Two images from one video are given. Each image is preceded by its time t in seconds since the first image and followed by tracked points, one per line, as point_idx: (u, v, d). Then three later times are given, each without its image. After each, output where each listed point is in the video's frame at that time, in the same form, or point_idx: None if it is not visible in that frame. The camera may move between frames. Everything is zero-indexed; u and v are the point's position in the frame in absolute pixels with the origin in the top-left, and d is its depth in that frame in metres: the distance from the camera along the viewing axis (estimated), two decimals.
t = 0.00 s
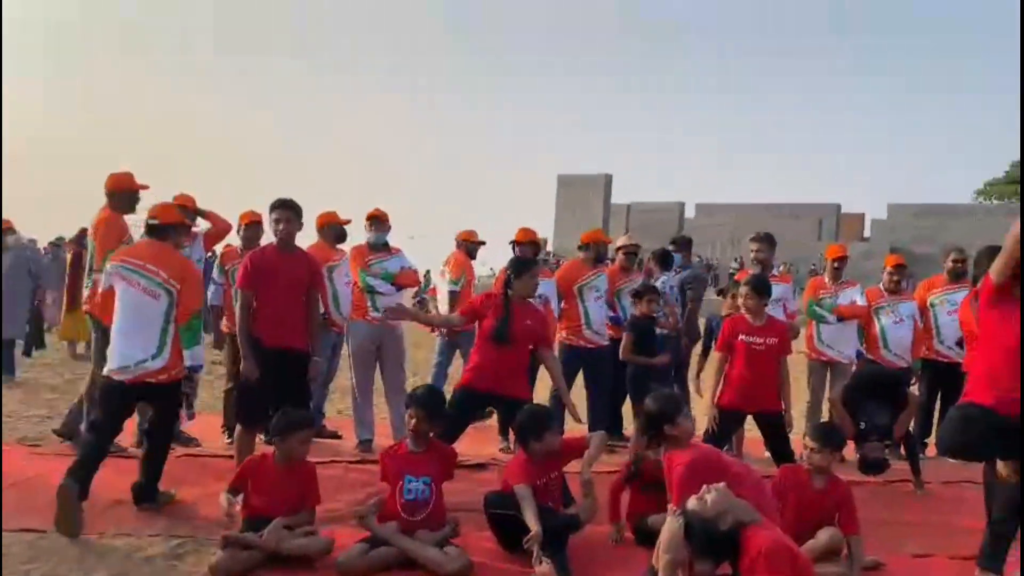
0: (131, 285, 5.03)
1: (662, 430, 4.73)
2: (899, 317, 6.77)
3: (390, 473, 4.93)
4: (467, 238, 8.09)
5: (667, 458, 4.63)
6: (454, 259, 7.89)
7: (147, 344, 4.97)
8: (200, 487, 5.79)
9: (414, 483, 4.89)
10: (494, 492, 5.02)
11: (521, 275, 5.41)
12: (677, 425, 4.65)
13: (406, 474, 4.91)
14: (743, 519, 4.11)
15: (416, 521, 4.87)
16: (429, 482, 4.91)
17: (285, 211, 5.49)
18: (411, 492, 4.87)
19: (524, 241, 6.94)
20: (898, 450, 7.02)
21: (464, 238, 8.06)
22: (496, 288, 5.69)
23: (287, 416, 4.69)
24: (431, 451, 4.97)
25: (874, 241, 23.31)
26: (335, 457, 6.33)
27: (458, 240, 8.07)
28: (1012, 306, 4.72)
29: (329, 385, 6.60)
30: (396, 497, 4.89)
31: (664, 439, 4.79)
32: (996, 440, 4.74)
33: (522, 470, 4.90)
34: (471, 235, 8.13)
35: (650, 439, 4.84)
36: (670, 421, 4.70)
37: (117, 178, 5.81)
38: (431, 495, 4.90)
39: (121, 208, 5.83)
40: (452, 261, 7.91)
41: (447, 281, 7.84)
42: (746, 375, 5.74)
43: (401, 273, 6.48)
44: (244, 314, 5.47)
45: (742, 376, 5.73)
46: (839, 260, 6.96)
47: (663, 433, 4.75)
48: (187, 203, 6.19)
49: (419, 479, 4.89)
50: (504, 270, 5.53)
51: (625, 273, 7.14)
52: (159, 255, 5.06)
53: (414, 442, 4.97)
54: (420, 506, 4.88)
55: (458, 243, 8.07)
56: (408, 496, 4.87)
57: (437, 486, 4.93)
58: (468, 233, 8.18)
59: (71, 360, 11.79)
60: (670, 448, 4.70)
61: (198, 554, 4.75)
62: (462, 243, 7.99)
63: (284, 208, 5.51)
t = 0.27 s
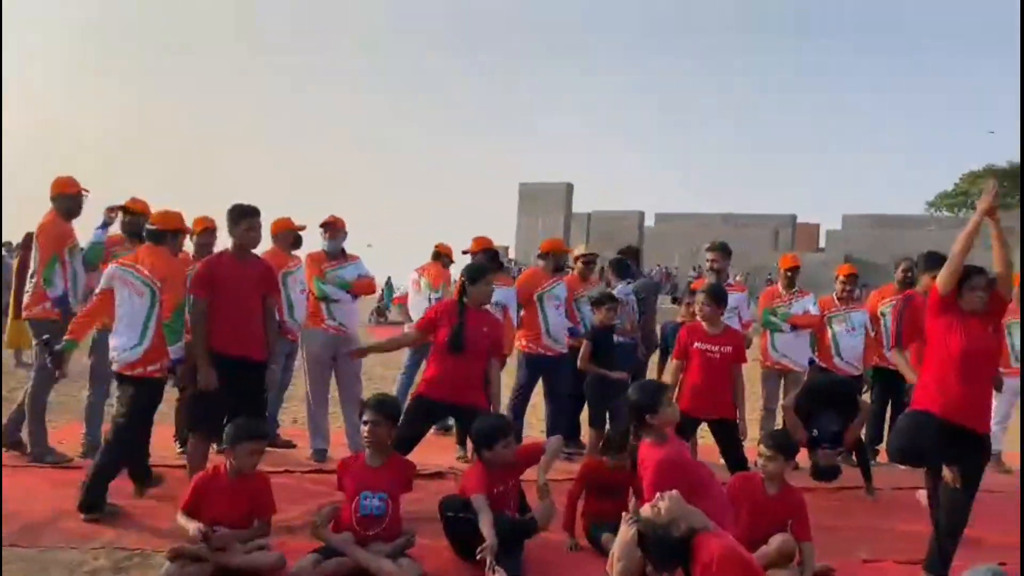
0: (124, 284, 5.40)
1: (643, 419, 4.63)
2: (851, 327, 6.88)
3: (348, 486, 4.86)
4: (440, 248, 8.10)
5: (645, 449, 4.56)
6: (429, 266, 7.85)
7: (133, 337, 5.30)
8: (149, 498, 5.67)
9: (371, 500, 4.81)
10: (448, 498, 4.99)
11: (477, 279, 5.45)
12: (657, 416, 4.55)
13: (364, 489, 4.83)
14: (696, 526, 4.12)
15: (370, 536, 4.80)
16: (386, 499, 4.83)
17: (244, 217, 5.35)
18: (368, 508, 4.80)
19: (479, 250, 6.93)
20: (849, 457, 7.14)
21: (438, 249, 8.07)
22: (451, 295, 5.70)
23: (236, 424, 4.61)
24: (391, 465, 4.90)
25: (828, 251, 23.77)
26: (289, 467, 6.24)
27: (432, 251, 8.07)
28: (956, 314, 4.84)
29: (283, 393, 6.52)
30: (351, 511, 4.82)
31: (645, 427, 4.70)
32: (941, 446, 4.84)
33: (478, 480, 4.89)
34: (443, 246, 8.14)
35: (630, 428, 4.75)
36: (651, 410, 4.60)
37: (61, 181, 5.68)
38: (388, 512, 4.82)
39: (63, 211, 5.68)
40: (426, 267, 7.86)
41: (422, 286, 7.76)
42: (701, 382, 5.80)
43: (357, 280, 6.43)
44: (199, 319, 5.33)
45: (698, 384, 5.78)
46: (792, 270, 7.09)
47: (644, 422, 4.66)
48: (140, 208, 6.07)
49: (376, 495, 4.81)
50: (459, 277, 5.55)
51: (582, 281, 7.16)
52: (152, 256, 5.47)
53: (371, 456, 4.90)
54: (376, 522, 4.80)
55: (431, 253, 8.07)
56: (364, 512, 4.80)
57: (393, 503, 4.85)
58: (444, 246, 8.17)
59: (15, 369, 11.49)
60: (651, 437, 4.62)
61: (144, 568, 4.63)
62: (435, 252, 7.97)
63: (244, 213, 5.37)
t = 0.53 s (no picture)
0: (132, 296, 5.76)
1: (626, 406, 4.68)
2: (800, 331, 7.04)
3: (302, 496, 4.79)
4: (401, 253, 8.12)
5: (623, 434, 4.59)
6: (393, 268, 7.84)
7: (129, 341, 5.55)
8: (95, 507, 5.53)
9: (325, 511, 4.74)
10: (405, 499, 4.91)
11: (424, 284, 5.44)
12: (641, 403, 4.62)
13: (318, 501, 4.76)
14: (648, 529, 4.17)
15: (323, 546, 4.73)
16: (340, 510, 4.77)
17: (201, 223, 5.22)
18: (321, 519, 4.74)
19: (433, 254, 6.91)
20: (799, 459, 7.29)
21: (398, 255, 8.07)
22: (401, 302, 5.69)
23: (182, 433, 4.55)
24: (349, 477, 4.81)
25: (781, 257, 24.22)
26: (240, 474, 6.16)
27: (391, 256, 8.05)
28: (899, 319, 4.99)
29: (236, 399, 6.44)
30: (305, 523, 4.74)
31: (628, 415, 4.74)
32: (886, 447, 4.96)
33: (434, 486, 4.89)
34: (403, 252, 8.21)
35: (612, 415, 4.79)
36: (635, 397, 4.66)
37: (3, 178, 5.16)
38: (342, 523, 4.77)
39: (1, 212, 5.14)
40: (390, 271, 7.84)
41: (392, 285, 7.69)
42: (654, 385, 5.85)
43: (311, 285, 6.37)
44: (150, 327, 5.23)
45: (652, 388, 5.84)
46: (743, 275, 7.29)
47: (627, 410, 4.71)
48: (93, 210, 5.96)
49: (330, 507, 4.75)
50: (407, 282, 5.53)
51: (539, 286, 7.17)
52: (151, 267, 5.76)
53: (328, 465, 4.82)
54: (330, 533, 4.74)
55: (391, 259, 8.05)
56: (318, 523, 4.73)
57: (349, 514, 4.79)
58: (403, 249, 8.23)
59: None
60: (633, 423, 4.65)
61: None
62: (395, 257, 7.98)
63: (202, 218, 5.23)
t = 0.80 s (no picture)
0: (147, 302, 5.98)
1: (607, 400, 4.89)
2: (753, 332, 7.18)
3: (255, 503, 4.71)
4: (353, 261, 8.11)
5: (604, 423, 4.79)
6: (346, 277, 7.81)
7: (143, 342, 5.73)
8: (40, 515, 5.40)
9: (278, 519, 4.69)
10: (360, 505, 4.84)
11: (371, 286, 5.40)
12: (621, 396, 4.82)
13: (272, 509, 4.69)
14: (602, 529, 4.19)
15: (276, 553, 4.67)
16: (294, 519, 4.71)
17: (153, 225, 5.10)
18: (275, 527, 4.68)
19: (393, 256, 6.87)
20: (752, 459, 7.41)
21: (350, 262, 8.04)
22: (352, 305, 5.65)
23: (134, 441, 4.43)
24: (305, 485, 4.75)
25: (736, 261, 24.59)
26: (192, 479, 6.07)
27: (344, 264, 8.04)
28: (848, 321, 5.09)
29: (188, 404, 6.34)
30: (259, 530, 4.69)
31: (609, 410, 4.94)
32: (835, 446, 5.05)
33: (392, 489, 4.80)
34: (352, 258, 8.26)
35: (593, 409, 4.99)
36: (616, 391, 4.87)
37: None
38: (296, 531, 4.71)
39: None
40: (344, 279, 7.80)
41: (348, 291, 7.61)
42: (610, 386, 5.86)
43: (265, 288, 6.28)
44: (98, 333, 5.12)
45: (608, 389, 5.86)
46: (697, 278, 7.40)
47: (608, 404, 4.92)
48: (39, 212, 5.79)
49: (284, 515, 4.69)
50: (355, 284, 5.49)
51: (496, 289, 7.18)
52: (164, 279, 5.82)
53: (282, 472, 4.73)
54: (284, 541, 4.68)
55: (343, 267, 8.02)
56: (272, 531, 4.67)
57: (304, 522, 4.73)
58: (352, 256, 8.26)
59: None
60: (613, 416, 4.85)
61: None
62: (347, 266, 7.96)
63: (154, 220, 5.11)
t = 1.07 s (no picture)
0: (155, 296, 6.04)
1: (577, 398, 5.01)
2: (711, 331, 7.29)
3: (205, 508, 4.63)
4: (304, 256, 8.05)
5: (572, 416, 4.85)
6: (297, 273, 7.76)
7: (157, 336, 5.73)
8: None
9: (231, 521, 4.62)
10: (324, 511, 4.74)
11: (330, 285, 5.36)
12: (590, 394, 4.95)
13: (223, 511, 4.62)
14: (559, 529, 4.15)
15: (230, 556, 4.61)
16: (247, 519, 4.65)
17: (102, 226, 5.00)
18: (229, 530, 4.61)
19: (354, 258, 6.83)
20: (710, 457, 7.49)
21: (299, 257, 7.98)
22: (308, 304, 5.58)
23: (91, 448, 4.30)
24: (252, 486, 4.69)
25: (695, 261, 24.87)
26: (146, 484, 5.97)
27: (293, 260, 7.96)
28: (803, 319, 5.17)
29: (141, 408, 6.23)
30: (212, 533, 4.62)
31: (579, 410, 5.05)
32: (790, 443, 5.12)
33: (355, 492, 4.70)
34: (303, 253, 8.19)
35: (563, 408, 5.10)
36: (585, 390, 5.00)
37: None
38: (250, 532, 4.65)
39: None
40: (296, 275, 7.74)
41: (302, 288, 7.57)
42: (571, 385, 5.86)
43: (220, 289, 6.20)
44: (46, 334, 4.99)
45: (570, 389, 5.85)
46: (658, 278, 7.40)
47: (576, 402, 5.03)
48: None
49: (237, 516, 4.63)
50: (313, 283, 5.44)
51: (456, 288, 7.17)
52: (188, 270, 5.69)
53: (232, 475, 4.67)
54: (238, 543, 4.62)
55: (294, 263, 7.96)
56: (225, 534, 4.60)
57: (256, 521, 4.68)
58: (300, 251, 8.19)
59: None
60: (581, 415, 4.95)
61: None
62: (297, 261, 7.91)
63: (103, 220, 5.01)
